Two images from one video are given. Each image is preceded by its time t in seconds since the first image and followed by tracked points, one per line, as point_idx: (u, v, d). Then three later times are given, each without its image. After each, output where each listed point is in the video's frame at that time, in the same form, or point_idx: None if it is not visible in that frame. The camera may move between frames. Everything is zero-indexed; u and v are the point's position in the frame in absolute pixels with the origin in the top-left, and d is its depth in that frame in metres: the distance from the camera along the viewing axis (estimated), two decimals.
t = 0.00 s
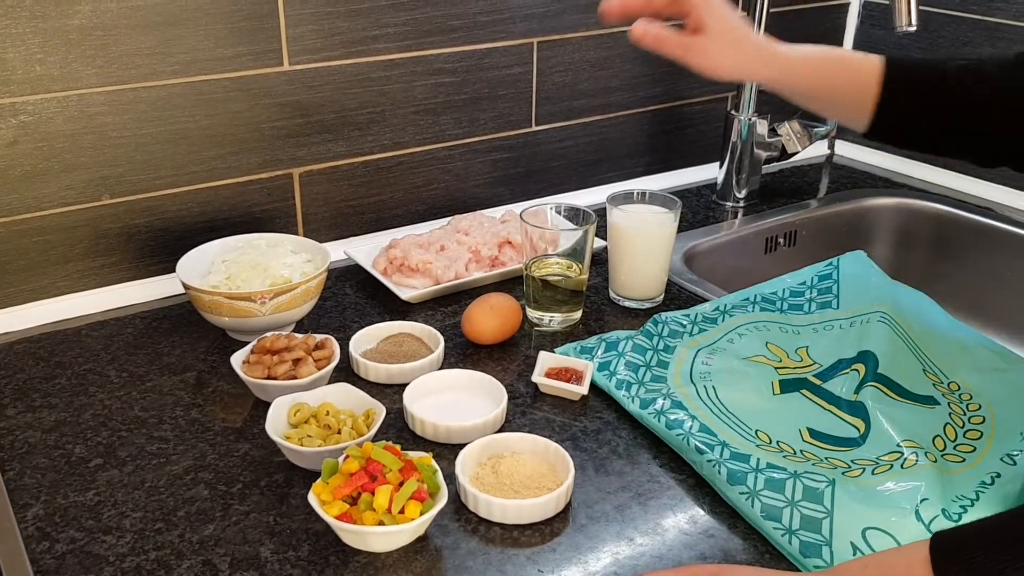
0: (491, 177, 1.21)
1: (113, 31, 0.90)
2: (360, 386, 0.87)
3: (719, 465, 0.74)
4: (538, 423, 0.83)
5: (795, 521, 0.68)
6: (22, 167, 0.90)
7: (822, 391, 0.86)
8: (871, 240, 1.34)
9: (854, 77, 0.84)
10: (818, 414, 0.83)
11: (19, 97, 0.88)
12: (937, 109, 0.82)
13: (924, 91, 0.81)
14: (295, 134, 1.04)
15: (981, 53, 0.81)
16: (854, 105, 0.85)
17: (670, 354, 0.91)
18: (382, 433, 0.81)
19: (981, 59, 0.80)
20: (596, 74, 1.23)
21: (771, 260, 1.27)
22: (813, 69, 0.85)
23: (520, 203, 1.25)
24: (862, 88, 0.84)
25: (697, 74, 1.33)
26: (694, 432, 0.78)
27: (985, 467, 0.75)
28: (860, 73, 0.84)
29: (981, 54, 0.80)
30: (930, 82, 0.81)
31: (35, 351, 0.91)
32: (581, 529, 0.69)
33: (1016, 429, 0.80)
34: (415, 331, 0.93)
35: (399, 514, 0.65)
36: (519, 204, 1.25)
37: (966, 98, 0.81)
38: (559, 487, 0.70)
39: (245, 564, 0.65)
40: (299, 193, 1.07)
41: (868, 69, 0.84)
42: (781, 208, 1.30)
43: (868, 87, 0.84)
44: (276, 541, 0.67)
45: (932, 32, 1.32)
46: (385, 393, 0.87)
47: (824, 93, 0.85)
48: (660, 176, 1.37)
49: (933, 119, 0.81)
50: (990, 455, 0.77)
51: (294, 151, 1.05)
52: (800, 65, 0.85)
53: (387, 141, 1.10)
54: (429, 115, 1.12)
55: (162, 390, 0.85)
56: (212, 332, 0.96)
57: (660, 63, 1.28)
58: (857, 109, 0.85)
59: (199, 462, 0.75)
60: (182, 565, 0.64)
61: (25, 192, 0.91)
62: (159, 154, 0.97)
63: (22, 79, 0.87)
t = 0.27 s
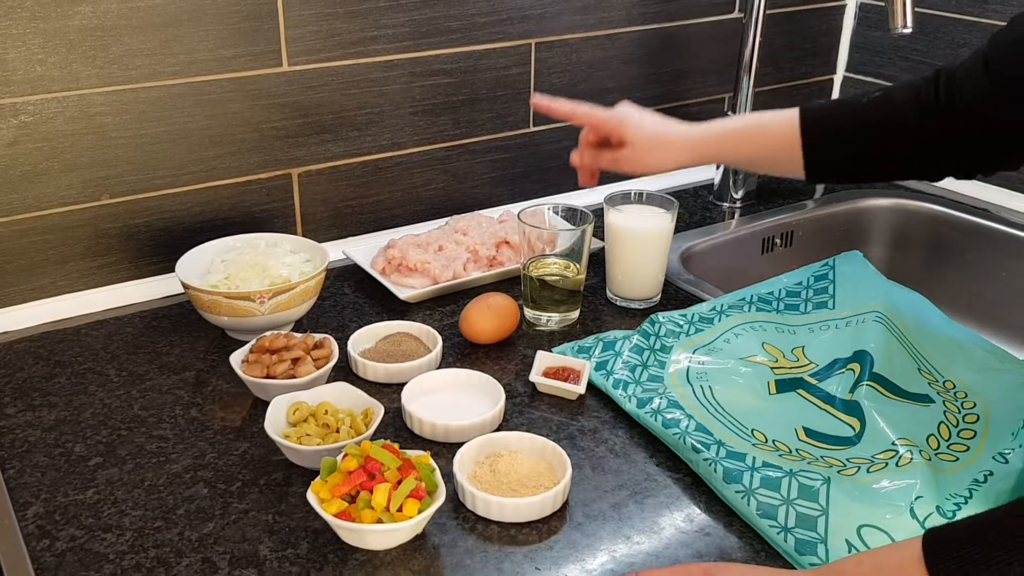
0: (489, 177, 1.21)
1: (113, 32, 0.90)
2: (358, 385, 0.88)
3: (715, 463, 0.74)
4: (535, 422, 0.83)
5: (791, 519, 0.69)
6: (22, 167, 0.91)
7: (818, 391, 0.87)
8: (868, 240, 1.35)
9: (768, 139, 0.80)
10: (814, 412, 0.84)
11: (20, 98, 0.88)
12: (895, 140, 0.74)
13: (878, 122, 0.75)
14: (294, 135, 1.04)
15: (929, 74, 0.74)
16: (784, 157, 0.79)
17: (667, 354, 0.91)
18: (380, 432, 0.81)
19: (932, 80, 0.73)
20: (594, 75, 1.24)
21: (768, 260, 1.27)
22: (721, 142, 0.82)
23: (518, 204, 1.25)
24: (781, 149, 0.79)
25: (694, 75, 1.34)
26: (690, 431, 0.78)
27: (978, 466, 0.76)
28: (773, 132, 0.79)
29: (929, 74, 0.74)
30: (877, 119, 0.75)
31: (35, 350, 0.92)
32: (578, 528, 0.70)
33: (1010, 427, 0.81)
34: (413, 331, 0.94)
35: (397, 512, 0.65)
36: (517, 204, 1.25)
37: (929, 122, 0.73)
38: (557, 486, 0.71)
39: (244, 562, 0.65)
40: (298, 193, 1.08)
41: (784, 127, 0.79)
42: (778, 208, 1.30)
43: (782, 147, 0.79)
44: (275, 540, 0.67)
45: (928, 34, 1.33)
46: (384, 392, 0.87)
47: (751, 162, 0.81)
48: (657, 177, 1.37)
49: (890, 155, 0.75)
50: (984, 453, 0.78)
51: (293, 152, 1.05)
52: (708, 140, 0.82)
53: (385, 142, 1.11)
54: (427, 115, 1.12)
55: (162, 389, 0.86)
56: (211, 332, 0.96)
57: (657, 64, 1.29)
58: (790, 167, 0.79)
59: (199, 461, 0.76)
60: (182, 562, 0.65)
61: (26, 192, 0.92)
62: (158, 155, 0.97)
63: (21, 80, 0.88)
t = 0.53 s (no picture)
0: (488, 178, 1.22)
1: (114, 33, 0.91)
2: (357, 385, 0.88)
3: (712, 463, 0.75)
4: (534, 422, 0.84)
5: (788, 518, 0.69)
6: (23, 168, 0.91)
7: (815, 391, 0.87)
8: (865, 241, 1.35)
9: (758, 160, 0.92)
10: (811, 412, 0.84)
11: (20, 99, 0.88)
12: (881, 154, 0.85)
13: (866, 138, 0.86)
14: (293, 136, 1.05)
15: (909, 92, 0.85)
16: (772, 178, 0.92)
17: (665, 355, 0.91)
18: (379, 432, 0.82)
19: (909, 99, 0.84)
20: (593, 77, 1.24)
21: (766, 261, 1.28)
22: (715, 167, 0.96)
23: (517, 204, 1.26)
24: (767, 169, 0.92)
25: (692, 77, 1.34)
26: (687, 430, 0.79)
27: (973, 465, 0.77)
28: (762, 155, 0.92)
29: (906, 94, 0.85)
30: (865, 136, 0.86)
31: (35, 350, 0.92)
32: (576, 527, 0.70)
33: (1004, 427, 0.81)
34: (412, 331, 0.94)
35: (396, 511, 0.66)
36: (516, 205, 1.25)
37: (921, 133, 0.83)
38: (554, 485, 0.71)
39: (244, 561, 0.65)
40: (297, 194, 1.08)
41: (773, 150, 0.92)
42: (775, 209, 1.31)
43: (771, 167, 0.92)
44: (275, 538, 0.68)
45: (926, 36, 1.34)
46: (383, 392, 0.88)
47: (742, 184, 0.94)
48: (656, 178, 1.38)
49: (879, 168, 0.86)
50: (979, 453, 0.78)
51: (294, 153, 1.06)
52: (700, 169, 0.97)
53: (385, 143, 1.11)
54: (427, 116, 1.13)
55: (162, 389, 0.86)
56: (211, 332, 0.97)
57: (656, 65, 1.29)
58: (782, 186, 0.91)
59: (199, 461, 0.76)
60: (182, 561, 0.65)
61: (26, 192, 0.92)
62: (159, 155, 0.98)
63: (22, 81, 0.88)
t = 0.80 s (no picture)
0: (490, 178, 1.22)
1: (119, 32, 0.91)
2: (359, 383, 0.89)
3: (711, 460, 0.75)
4: (535, 420, 0.84)
5: (787, 515, 0.70)
6: (27, 166, 0.92)
7: (814, 390, 0.88)
8: (866, 242, 1.36)
9: (762, 165, 0.99)
10: (810, 411, 0.85)
11: (25, 97, 0.89)
12: (888, 156, 0.91)
13: (874, 140, 0.92)
14: (296, 135, 1.05)
15: (912, 97, 0.91)
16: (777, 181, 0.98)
17: (665, 353, 0.92)
18: (381, 429, 0.82)
19: (913, 103, 0.91)
20: (594, 77, 1.25)
21: (766, 262, 1.28)
22: (721, 174, 1.02)
23: (518, 205, 1.26)
24: (772, 172, 0.98)
25: (693, 78, 1.35)
26: (687, 428, 0.79)
27: (971, 463, 0.77)
28: (766, 160, 0.98)
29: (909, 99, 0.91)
30: (872, 138, 0.92)
31: (39, 347, 0.93)
32: (577, 523, 0.71)
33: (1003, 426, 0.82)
34: (413, 330, 0.95)
35: (398, 506, 0.66)
36: (517, 205, 1.26)
37: (926, 136, 0.89)
38: (555, 482, 0.72)
39: (248, 555, 0.66)
40: (299, 193, 1.09)
41: (777, 154, 0.98)
42: (776, 210, 1.31)
43: (775, 171, 0.98)
44: (278, 533, 0.68)
45: (926, 38, 1.34)
46: (385, 390, 0.88)
47: (748, 189, 1.01)
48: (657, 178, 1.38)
49: (886, 168, 0.92)
50: (977, 451, 0.79)
51: (296, 152, 1.06)
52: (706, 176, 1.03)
53: (387, 143, 1.12)
54: (429, 116, 1.14)
55: (165, 386, 0.87)
56: (214, 330, 0.97)
57: (657, 66, 1.30)
58: (788, 190, 0.98)
59: (202, 457, 0.77)
60: (185, 555, 0.66)
61: (30, 191, 0.93)
62: (162, 154, 0.98)
63: (27, 80, 0.89)
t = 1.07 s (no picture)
0: (491, 177, 1.23)
1: (123, 29, 0.92)
2: (361, 379, 0.89)
3: (712, 456, 0.76)
4: (536, 416, 0.85)
5: (787, 510, 0.70)
6: (31, 162, 0.92)
7: (814, 387, 0.88)
8: (866, 242, 1.36)
9: (766, 167, 1.00)
10: (810, 408, 0.85)
11: (29, 94, 0.89)
12: (892, 157, 0.92)
13: (877, 142, 0.92)
14: (298, 133, 1.06)
15: (916, 98, 0.91)
16: (781, 184, 0.99)
17: (665, 350, 0.92)
18: (383, 424, 0.82)
19: (917, 104, 0.91)
20: (595, 77, 1.25)
21: (766, 261, 1.29)
22: (725, 176, 1.03)
23: (519, 203, 1.27)
24: (776, 175, 0.99)
25: (694, 78, 1.35)
26: (688, 424, 0.80)
27: (970, 460, 0.78)
28: (770, 162, 0.99)
29: (914, 100, 0.92)
30: (876, 139, 0.92)
31: (42, 342, 0.93)
32: (578, 518, 0.71)
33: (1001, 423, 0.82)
34: (415, 327, 0.95)
35: (400, 500, 0.66)
36: (518, 204, 1.26)
37: (929, 138, 0.90)
38: (556, 477, 0.72)
39: (250, 548, 0.66)
40: (302, 191, 1.09)
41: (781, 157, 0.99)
42: (776, 210, 1.32)
43: (779, 173, 0.99)
44: (280, 527, 0.69)
45: (926, 39, 1.35)
46: (386, 385, 0.89)
47: (753, 189, 1.02)
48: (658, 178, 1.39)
49: (889, 169, 0.92)
50: (976, 448, 0.79)
51: (299, 150, 1.07)
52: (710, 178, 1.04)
53: (389, 141, 1.12)
54: (431, 115, 1.14)
55: (168, 381, 0.87)
56: (216, 326, 0.98)
57: (658, 66, 1.30)
58: (793, 190, 0.99)
59: (205, 451, 0.77)
60: (189, 548, 0.66)
61: (34, 187, 0.93)
62: (165, 151, 0.99)
63: (31, 76, 0.89)
